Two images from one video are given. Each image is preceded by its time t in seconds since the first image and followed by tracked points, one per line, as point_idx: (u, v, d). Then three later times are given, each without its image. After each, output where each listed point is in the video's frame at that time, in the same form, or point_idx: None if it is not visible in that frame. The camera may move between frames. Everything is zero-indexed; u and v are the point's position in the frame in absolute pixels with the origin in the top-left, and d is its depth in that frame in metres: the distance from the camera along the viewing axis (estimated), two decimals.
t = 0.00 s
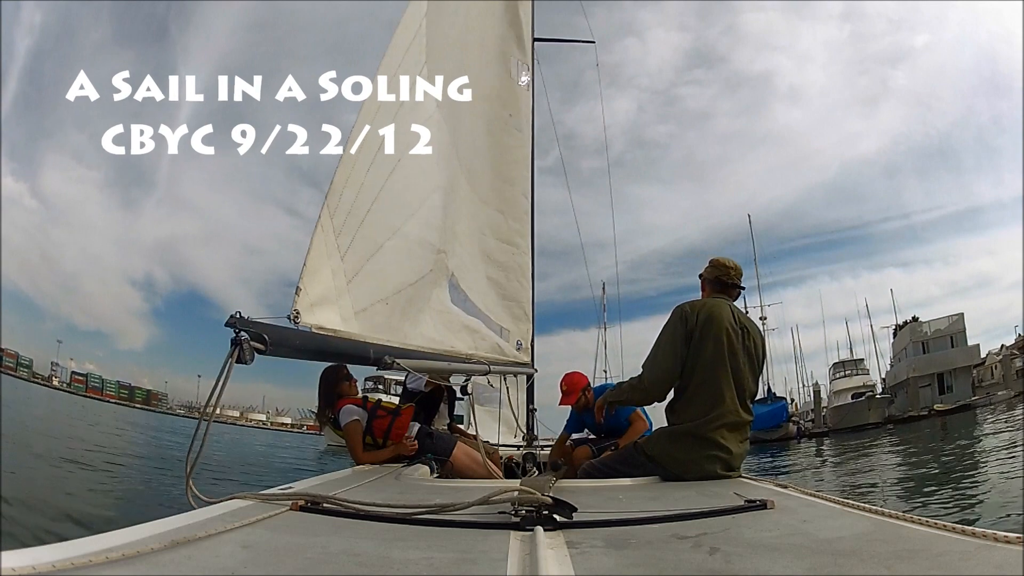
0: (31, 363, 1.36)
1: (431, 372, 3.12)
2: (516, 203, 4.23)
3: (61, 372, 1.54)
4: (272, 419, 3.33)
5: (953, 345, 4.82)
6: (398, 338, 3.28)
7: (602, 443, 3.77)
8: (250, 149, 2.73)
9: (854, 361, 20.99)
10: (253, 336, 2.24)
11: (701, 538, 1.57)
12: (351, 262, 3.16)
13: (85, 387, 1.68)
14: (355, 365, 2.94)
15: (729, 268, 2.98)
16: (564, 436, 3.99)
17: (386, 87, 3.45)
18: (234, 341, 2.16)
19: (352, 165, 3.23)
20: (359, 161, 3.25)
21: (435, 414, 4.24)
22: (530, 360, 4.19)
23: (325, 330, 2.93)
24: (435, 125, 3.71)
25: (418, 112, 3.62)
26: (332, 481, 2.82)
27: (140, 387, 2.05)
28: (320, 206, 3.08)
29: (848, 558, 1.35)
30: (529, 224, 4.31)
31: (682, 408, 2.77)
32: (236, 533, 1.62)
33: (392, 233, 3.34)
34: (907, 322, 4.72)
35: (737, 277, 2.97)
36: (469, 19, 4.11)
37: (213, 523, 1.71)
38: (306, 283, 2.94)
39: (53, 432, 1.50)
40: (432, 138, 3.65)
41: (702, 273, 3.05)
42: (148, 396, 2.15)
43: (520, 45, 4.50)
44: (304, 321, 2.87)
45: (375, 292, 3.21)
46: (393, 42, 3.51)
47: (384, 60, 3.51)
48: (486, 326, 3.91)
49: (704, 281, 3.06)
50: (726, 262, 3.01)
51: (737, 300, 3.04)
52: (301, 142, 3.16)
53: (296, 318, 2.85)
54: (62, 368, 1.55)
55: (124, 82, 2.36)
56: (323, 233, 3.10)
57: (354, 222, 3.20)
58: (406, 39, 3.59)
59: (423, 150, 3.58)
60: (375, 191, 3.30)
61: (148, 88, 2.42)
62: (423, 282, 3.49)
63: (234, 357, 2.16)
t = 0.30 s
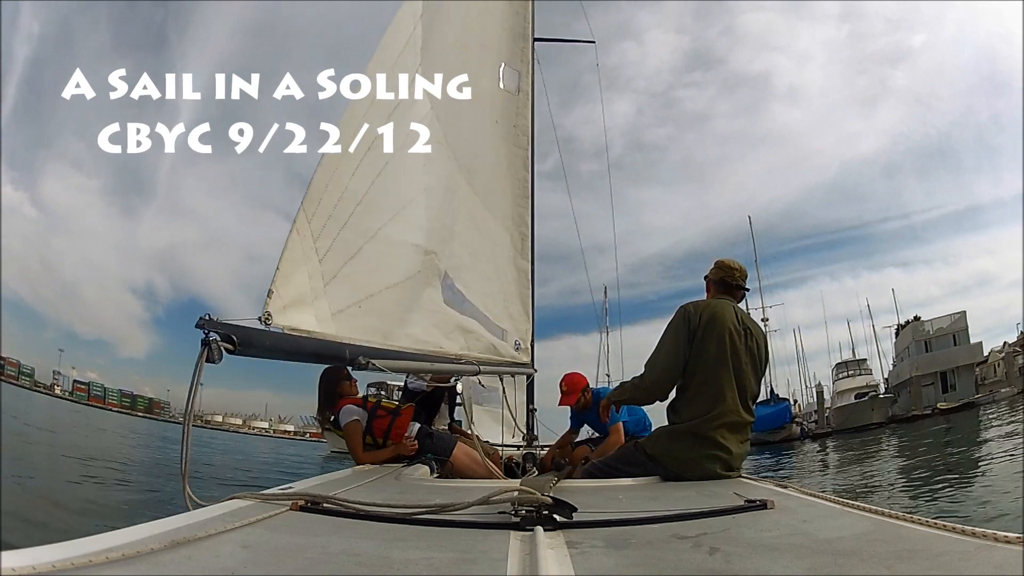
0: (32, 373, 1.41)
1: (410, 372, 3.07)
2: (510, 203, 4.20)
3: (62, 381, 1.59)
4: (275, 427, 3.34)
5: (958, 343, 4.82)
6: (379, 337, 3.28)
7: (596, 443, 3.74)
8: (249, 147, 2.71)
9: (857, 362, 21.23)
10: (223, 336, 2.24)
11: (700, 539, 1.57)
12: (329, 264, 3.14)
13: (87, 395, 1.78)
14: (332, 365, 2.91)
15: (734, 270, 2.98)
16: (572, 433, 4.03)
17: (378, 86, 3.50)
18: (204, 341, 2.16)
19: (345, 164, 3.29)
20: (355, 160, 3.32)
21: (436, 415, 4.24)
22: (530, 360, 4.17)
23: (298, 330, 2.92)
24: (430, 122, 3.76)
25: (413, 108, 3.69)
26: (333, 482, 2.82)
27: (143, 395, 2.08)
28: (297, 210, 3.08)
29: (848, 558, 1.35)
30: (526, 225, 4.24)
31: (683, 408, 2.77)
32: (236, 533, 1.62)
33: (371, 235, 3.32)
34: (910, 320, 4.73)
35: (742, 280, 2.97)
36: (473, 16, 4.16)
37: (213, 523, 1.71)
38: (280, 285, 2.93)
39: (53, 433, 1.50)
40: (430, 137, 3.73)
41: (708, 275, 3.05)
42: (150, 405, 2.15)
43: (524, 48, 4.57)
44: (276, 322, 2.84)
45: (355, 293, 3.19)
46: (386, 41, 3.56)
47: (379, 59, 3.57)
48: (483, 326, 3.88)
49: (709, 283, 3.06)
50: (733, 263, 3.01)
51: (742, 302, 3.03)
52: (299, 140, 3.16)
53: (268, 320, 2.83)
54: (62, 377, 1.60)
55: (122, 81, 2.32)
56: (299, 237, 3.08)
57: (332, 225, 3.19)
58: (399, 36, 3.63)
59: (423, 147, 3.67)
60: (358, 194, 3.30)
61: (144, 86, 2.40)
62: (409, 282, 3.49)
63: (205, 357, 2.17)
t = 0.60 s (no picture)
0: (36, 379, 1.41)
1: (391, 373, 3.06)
2: (508, 203, 4.21)
3: (67, 387, 1.59)
4: (281, 430, 3.39)
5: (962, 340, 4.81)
6: (366, 339, 3.24)
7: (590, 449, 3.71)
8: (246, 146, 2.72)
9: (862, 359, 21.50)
10: (200, 336, 2.24)
11: (700, 538, 1.57)
12: (310, 265, 3.13)
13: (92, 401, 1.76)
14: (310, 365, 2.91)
15: (733, 269, 2.98)
16: (575, 432, 4.03)
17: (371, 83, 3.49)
18: (181, 341, 2.14)
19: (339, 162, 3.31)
20: (350, 157, 3.34)
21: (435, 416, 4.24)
22: (529, 360, 4.17)
23: (278, 331, 2.88)
24: (426, 120, 3.77)
25: (410, 106, 3.69)
26: (333, 482, 2.82)
27: (147, 399, 2.07)
28: (276, 214, 3.07)
29: (848, 558, 1.35)
30: (525, 224, 4.26)
31: (683, 408, 2.77)
32: (237, 533, 1.62)
33: (355, 239, 3.30)
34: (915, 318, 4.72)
35: (741, 280, 2.97)
36: (473, 14, 4.18)
37: (214, 523, 1.71)
38: (259, 287, 2.90)
39: (53, 434, 1.49)
40: (429, 135, 3.75)
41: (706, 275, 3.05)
42: (155, 409, 2.15)
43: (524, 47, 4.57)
44: (254, 323, 2.80)
45: (338, 294, 3.17)
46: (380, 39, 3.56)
47: (373, 57, 3.57)
48: (474, 325, 3.84)
49: (708, 283, 3.06)
50: (732, 262, 3.01)
51: (742, 302, 3.03)
52: (298, 137, 3.16)
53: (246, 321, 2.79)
54: (68, 383, 1.60)
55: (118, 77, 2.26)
56: (279, 241, 3.08)
57: (314, 228, 3.18)
58: (393, 33, 3.64)
59: (422, 147, 3.69)
60: (343, 196, 3.29)
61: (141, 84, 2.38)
62: (396, 283, 3.47)
63: (183, 357, 2.14)
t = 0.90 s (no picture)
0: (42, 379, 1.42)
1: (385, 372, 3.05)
2: (509, 203, 4.22)
3: (72, 387, 1.60)
4: (286, 429, 3.36)
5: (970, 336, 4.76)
6: (360, 339, 3.23)
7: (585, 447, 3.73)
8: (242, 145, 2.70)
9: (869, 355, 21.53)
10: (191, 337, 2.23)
11: (700, 539, 1.57)
12: (301, 267, 3.13)
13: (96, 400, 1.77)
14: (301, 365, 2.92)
15: (734, 268, 2.98)
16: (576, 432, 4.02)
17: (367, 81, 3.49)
18: (173, 340, 2.13)
19: (335, 161, 3.32)
20: (346, 156, 3.35)
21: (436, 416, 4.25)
22: (529, 360, 4.16)
23: (269, 331, 2.87)
24: (425, 119, 3.76)
25: (409, 105, 3.69)
26: (333, 482, 2.82)
27: (153, 399, 2.07)
28: (269, 215, 3.08)
29: (848, 558, 1.35)
30: (525, 229, 4.24)
31: (683, 408, 2.77)
32: (237, 533, 1.62)
33: (348, 240, 3.29)
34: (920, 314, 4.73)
35: (740, 279, 2.97)
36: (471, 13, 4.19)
37: (214, 523, 1.72)
38: (251, 287, 2.90)
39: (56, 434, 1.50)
40: (428, 134, 3.74)
41: (706, 273, 3.05)
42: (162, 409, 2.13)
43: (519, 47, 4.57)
44: (246, 323, 2.80)
45: (332, 294, 3.17)
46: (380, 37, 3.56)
47: (370, 54, 3.56)
48: (471, 326, 3.84)
49: (708, 282, 3.05)
50: (733, 262, 3.01)
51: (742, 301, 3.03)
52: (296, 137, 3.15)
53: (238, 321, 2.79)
54: (73, 383, 1.61)
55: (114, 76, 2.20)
56: (271, 243, 3.09)
57: (305, 230, 3.19)
58: (392, 32, 3.63)
59: (422, 146, 3.68)
60: (338, 196, 3.29)
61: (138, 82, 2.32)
62: (391, 284, 3.47)
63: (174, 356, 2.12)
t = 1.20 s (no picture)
0: (45, 375, 1.41)
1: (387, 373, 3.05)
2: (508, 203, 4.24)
3: (76, 383, 1.59)
4: (291, 427, 3.27)
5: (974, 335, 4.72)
6: (360, 339, 3.22)
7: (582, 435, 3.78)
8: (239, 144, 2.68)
9: (874, 354, 21.55)
10: (194, 336, 2.23)
11: (700, 539, 1.57)
12: (304, 267, 3.13)
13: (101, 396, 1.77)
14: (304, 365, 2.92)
15: (734, 268, 2.98)
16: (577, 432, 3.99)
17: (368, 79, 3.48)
18: (176, 341, 2.13)
19: (336, 160, 3.30)
20: (348, 155, 3.35)
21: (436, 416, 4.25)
22: (530, 359, 4.21)
23: (271, 331, 2.87)
24: (425, 119, 3.76)
25: (409, 104, 3.68)
26: (333, 482, 2.82)
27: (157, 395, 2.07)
28: (271, 214, 3.06)
29: (848, 558, 1.35)
30: (528, 230, 4.31)
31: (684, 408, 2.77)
32: (237, 533, 1.62)
33: (350, 240, 3.29)
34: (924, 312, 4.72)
35: (735, 277, 2.97)
36: (471, 12, 4.19)
37: (214, 523, 1.71)
38: (253, 286, 2.89)
39: (57, 431, 1.49)
40: (427, 132, 3.74)
41: (704, 272, 3.05)
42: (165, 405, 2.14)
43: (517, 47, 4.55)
44: (248, 323, 2.79)
45: (333, 294, 3.16)
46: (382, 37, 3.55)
47: (371, 52, 3.53)
48: (470, 326, 3.84)
49: (705, 279, 3.05)
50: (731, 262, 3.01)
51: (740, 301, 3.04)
52: (293, 134, 3.15)
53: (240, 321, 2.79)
54: (77, 379, 1.60)
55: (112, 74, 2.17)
56: (272, 242, 3.07)
57: (308, 230, 3.18)
58: (392, 31, 3.61)
59: (420, 144, 3.68)
60: (339, 196, 3.28)
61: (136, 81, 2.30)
62: (392, 284, 3.46)
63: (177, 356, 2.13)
